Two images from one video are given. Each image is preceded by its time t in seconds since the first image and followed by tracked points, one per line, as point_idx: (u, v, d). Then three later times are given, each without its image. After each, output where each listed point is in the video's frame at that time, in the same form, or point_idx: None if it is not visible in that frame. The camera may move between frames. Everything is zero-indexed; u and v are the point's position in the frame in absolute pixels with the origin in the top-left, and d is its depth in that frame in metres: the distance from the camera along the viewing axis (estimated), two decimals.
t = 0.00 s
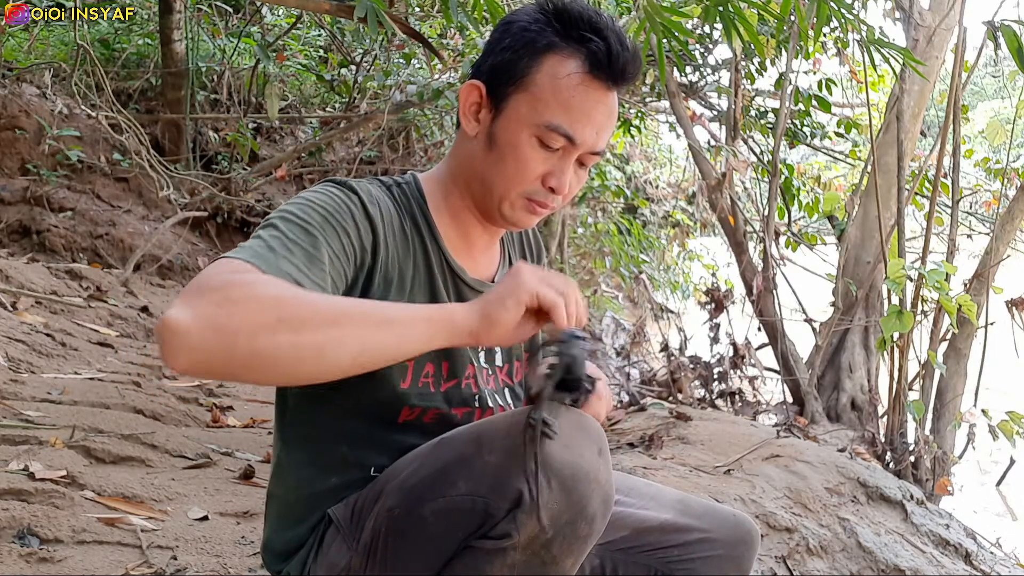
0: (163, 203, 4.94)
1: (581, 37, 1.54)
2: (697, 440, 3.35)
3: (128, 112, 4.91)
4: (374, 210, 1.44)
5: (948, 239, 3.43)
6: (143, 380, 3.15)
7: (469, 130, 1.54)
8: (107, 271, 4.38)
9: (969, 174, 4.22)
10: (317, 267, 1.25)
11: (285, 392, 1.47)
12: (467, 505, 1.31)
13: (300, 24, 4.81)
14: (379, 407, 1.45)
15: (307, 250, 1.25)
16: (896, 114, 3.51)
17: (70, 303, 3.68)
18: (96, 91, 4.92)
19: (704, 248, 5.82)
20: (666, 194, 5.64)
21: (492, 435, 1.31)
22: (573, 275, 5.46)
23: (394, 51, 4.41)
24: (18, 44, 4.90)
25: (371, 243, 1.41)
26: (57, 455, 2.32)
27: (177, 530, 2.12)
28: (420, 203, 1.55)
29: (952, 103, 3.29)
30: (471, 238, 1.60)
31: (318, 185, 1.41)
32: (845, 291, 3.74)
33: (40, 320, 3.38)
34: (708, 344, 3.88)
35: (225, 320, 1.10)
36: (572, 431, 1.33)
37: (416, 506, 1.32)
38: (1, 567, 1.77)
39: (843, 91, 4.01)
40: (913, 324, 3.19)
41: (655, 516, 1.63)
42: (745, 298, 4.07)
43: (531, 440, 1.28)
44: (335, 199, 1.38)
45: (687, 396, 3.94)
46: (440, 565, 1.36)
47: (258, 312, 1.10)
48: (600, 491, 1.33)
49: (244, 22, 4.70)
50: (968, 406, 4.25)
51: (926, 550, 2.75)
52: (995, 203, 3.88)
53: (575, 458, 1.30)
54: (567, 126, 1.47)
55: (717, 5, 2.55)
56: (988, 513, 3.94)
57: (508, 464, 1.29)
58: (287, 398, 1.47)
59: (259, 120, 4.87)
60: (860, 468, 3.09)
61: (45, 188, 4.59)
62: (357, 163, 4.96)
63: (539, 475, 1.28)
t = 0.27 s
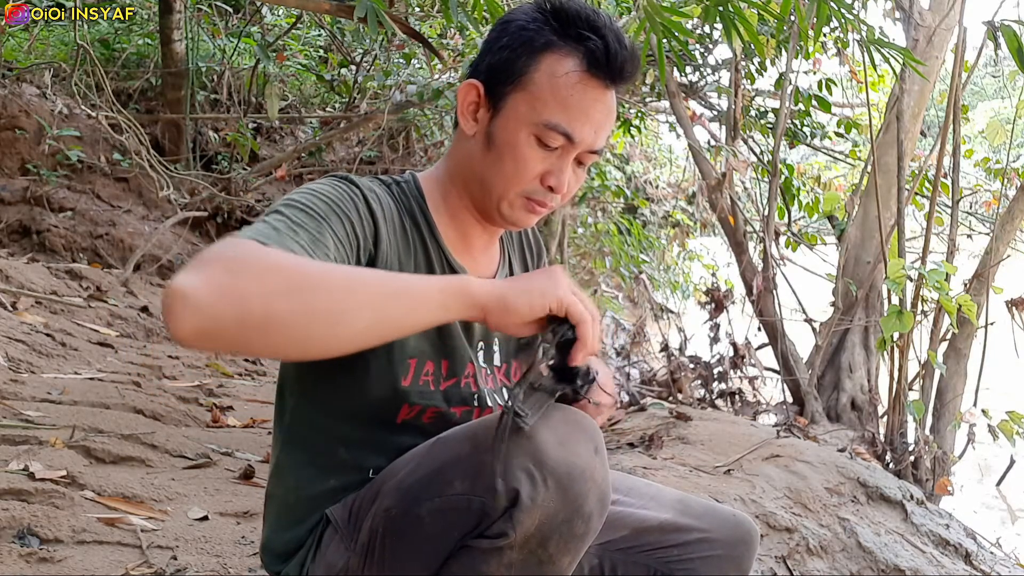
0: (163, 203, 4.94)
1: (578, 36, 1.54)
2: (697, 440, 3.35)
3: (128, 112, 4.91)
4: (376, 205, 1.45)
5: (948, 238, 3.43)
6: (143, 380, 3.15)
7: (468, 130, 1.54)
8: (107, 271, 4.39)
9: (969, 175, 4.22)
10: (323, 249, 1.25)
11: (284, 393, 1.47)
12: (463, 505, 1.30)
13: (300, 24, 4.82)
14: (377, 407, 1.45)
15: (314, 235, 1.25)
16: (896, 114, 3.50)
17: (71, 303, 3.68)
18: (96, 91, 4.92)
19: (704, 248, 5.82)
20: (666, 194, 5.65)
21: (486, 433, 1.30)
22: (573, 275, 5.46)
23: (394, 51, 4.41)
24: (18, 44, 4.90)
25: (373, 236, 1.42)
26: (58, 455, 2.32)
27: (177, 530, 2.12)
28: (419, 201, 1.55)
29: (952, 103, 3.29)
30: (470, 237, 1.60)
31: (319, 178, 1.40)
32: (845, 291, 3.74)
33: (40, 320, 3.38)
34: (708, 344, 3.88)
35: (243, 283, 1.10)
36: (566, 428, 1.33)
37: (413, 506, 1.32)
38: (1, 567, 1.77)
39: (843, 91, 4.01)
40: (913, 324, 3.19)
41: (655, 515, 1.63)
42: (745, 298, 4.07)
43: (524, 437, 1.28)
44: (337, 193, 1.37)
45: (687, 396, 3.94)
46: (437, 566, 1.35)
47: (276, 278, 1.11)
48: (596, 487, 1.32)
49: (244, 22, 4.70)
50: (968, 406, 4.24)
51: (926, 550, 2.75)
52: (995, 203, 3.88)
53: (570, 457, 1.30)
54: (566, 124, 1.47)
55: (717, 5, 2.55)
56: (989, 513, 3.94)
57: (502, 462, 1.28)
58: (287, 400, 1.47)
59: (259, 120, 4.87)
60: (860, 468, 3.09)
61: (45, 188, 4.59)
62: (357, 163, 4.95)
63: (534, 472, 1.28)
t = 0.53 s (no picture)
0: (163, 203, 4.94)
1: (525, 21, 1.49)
2: (697, 440, 3.35)
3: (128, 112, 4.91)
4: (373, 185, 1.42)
5: (948, 239, 3.43)
6: (143, 380, 3.15)
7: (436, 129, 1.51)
8: (107, 271, 4.39)
9: (969, 175, 4.22)
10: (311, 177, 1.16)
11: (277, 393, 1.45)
12: (462, 504, 1.29)
13: (300, 24, 4.82)
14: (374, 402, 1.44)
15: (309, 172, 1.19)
16: (896, 114, 3.50)
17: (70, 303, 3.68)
18: (96, 91, 4.92)
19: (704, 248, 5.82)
20: (666, 194, 5.65)
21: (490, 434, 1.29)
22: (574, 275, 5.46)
23: (394, 51, 4.41)
24: (18, 44, 4.91)
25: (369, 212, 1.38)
26: (58, 455, 2.32)
27: (177, 530, 2.12)
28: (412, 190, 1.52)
29: (952, 103, 3.29)
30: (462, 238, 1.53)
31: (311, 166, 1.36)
32: (845, 291, 3.74)
33: (40, 320, 3.38)
34: (709, 344, 3.88)
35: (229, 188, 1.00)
36: (567, 426, 1.34)
37: (413, 505, 1.31)
38: (1, 567, 1.77)
39: (843, 91, 4.01)
40: (913, 324, 3.19)
41: (655, 515, 1.62)
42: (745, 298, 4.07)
43: (526, 436, 1.29)
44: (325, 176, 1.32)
45: (688, 396, 3.94)
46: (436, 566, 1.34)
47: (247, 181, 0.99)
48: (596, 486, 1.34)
49: (244, 22, 4.71)
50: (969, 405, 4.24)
51: (926, 550, 2.75)
52: (995, 203, 3.88)
53: (571, 455, 1.30)
54: (520, 113, 1.39)
55: (716, 5, 2.55)
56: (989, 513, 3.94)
57: (504, 462, 1.28)
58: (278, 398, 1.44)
59: (259, 120, 4.87)
60: (860, 468, 3.09)
61: (45, 188, 4.59)
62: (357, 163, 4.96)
63: (535, 471, 1.28)
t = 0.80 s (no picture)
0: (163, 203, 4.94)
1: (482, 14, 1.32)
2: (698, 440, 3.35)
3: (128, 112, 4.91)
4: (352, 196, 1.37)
5: (948, 238, 3.43)
6: (143, 380, 3.15)
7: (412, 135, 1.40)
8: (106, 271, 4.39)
9: (969, 175, 4.22)
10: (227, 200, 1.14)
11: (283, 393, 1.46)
12: (454, 497, 1.30)
13: (300, 24, 4.82)
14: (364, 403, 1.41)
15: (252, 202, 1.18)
16: (896, 114, 3.50)
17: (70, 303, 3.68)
18: (96, 92, 4.93)
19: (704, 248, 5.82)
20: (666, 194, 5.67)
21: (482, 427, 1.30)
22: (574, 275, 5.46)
23: (394, 51, 4.41)
24: (18, 44, 4.91)
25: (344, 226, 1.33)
26: (58, 455, 2.32)
27: (177, 530, 2.12)
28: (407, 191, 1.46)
29: (952, 103, 3.29)
30: (456, 241, 1.44)
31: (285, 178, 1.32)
32: (845, 291, 3.74)
33: (40, 320, 3.38)
34: (709, 344, 3.88)
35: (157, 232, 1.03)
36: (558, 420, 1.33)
37: (406, 499, 1.32)
38: (1, 567, 1.77)
39: (843, 91, 4.01)
40: (913, 324, 3.19)
41: (657, 519, 1.63)
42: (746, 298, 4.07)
43: (517, 429, 1.29)
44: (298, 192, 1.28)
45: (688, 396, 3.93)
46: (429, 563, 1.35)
47: (140, 245, 1.01)
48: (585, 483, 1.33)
49: (244, 22, 4.75)
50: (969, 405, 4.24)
51: (926, 550, 2.74)
52: (995, 202, 3.89)
53: (561, 447, 1.30)
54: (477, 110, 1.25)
55: (717, 5, 2.55)
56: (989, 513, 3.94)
57: (495, 454, 1.28)
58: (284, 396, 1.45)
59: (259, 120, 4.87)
60: (860, 468, 3.09)
61: (45, 188, 4.59)
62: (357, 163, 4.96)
63: (525, 464, 1.28)
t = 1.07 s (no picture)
0: (163, 203, 4.94)
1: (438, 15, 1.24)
2: (698, 440, 3.35)
3: (128, 112, 4.91)
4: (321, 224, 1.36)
5: (948, 238, 3.43)
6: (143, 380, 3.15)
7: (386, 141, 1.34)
8: (107, 271, 4.39)
9: (969, 175, 4.22)
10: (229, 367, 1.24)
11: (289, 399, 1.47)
12: (464, 501, 1.30)
13: (300, 24, 4.81)
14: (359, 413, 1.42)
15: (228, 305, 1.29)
16: (896, 114, 3.50)
17: (71, 303, 3.68)
18: (96, 91, 4.93)
19: (704, 248, 5.82)
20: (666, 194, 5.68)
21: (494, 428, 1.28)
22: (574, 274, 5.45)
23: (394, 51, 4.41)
24: (18, 44, 4.91)
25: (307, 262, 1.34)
26: (58, 455, 2.32)
27: (177, 530, 2.11)
28: (377, 206, 1.40)
29: (952, 103, 3.29)
30: (435, 252, 1.38)
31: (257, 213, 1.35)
32: (845, 291, 3.74)
33: (40, 320, 3.38)
34: (709, 344, 3.88)
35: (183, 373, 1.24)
36: (571, 427, 1.29)
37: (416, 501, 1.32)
38: (1, 567, 1.77)
39: (843, 91, 4.01)
40: (913, 325, 3.18)
41: (670, 525, 1.61)
42: (745, 298, 4.07)
43: (527, 434, 1.26)
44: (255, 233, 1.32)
45: (687, 396, 3.94)
46: (432, 566, 1.32)
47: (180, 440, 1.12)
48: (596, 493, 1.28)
49: (244, 22, 4.78)
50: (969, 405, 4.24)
51: (926, 550, 2.73)
52: (995, 202, 3.89)
53: (570, 453, 1.26)
54: (427, 126, 1.18)
55: (717, 5, 2.55)
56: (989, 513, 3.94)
57: (504, 457, 1.26)
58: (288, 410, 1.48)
59: (259, 120, 4.86)
60: (860, 468, 3.09)
61: (45, 188, 4.59)
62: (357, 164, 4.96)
63: (534, 470, 1.25)
